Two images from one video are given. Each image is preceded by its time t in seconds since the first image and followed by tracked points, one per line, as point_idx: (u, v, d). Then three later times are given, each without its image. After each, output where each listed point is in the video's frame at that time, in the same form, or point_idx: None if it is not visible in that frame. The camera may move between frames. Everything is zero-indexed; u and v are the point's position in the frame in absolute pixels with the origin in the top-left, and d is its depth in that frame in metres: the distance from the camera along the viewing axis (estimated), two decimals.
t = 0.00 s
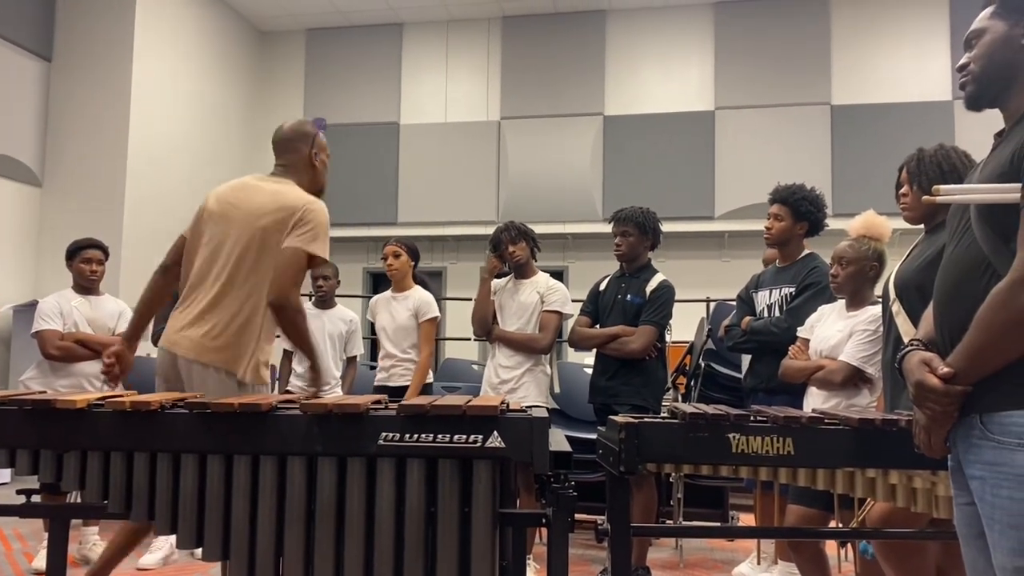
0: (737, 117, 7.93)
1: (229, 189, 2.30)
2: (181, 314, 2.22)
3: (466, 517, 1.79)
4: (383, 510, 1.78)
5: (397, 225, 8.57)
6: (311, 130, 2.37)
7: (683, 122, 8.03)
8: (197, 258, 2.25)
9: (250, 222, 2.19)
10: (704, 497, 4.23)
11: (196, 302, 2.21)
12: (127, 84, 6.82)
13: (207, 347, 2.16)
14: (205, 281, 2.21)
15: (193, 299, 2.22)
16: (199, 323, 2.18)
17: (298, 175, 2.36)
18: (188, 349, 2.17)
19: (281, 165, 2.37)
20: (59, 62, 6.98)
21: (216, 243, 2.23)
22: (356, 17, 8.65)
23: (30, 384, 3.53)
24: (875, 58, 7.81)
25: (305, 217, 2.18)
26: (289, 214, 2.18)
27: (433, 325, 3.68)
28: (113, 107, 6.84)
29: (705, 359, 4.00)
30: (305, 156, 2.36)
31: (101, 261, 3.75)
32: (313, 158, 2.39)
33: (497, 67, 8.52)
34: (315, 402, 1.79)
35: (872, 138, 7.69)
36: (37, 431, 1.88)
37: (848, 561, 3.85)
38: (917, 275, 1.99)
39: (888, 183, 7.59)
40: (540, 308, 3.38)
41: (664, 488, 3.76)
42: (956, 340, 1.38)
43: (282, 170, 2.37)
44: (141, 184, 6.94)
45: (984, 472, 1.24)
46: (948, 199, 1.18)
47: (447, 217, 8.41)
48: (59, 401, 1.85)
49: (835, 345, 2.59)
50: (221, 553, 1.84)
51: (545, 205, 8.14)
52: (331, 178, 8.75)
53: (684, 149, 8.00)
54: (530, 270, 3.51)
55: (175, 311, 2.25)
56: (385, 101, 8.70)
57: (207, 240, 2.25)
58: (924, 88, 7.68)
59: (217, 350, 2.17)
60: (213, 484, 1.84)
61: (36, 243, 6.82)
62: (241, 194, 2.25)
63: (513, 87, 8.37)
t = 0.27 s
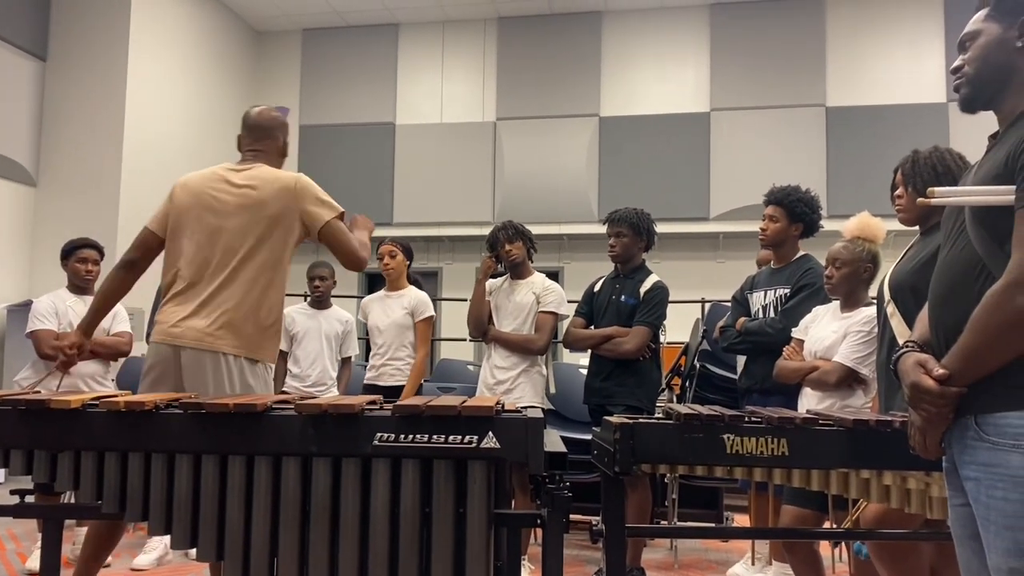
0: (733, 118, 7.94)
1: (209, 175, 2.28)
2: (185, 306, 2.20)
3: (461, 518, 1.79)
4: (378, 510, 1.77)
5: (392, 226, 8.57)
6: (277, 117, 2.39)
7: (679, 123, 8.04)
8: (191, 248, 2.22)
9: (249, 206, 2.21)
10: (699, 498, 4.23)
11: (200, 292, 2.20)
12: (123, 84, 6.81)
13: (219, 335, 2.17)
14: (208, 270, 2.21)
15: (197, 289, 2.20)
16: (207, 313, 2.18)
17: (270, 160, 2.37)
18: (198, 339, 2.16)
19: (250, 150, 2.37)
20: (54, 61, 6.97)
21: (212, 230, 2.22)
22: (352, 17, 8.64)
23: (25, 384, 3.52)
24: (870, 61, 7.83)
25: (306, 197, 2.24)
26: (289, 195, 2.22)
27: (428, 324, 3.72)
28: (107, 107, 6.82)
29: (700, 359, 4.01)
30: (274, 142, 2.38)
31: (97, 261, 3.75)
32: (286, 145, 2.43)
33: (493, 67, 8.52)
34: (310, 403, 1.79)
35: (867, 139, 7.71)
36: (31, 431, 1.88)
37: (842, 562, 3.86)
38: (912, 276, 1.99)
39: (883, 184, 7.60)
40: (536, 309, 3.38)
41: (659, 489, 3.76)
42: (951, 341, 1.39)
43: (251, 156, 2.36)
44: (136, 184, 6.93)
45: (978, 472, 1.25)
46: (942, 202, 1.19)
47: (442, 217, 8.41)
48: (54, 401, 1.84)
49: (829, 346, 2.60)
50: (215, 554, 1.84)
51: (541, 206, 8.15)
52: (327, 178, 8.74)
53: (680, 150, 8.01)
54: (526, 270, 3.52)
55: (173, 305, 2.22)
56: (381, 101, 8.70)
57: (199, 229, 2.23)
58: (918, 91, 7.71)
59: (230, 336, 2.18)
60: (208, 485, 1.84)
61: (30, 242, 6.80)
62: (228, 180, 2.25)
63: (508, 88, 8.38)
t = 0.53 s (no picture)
0: (730, 117, 7.94)
1: (170, 172, 2.20)
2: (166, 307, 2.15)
3: (456, 517, 1.79)
4: (374, 509, 1.77)
5: (389, 225, 8.56)
6: (230, 116, 2.33)
7: (676, 123, 8.04)
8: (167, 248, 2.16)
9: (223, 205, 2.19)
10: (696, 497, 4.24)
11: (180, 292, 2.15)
12: (119, 82, 6.80)
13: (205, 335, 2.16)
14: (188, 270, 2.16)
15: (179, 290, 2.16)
16: (190, 314, 2.15)
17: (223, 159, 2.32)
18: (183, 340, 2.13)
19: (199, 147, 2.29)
20: (49, 59, 6.95)
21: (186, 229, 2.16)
22: (349, 15, 8.63)
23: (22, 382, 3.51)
24: (867, 60, 7.84)
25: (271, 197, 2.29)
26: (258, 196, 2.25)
27: (421, 325, 3.67)
28: (103, 105, 6.81)
29: (697, 359, 4.02)
30: (225, 141, 2.31)
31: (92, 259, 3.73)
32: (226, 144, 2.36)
33: (490, 66, 8.51)
34: (306, 402, 1.79)
35: (864, 139, 7.72)
36: (26, 430, 1.87)
37: (838, 561, 3.86)
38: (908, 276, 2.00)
39: (878, 184, 7.62)
40: (533, 309, 3.38)
41: (655, 488, 3.76)
42: (946, 341, 1.39)
43: (200, 152, 2.28)
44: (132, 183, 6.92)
45: (974, 472, 1.25)
46: (938, 201, 1.20)
47: (439, 216, 8.40)
48: (49, 400, 1.84)
49: (825, 346, 2.60)
50: (211, 553, 1.84)
51: (537, 205, 8.15)
52: (324, 177, 8.74)
53: (676, 150, 8.02)
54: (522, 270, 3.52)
55: (150, 307, 2.15)
56: (377, 99, 8.69)
57: (169, 231, 2.15)
58: (914, 90, 7.72)
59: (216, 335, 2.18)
60: (203, 484, 1.84)
61: (25, 240, 6.79)
62: (196, 177, 2.19)
63: (505, 86, 8.38)
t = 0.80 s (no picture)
0: (728, 117, 7.95)
1: (109, 173, 2.22)
2: (108, 308, 2.19)
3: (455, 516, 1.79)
4: (372, 507, 1.77)
5: (388, 224, 8.56)
6: (170, 110, 2.34)
7: (674, 122, 8.05)
8: (107, 250, 2.19)
9: (161, 205, 2.19)
10: (694, 496, 4.24)
11: (122, 294, 2.19)
12: (118, 81, 6.79)
13: (146, 335, 2.19)
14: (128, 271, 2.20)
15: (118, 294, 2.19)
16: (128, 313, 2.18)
17: (163, 156, 2.32)
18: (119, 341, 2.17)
19: (141, 145, 2.32)
20: (48, 58, 6.94)
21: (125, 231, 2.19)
22: (348, 14, 8.62)
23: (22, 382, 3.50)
24: (866, 60, 7.84)
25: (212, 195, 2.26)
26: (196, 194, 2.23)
27: (420, 325, 3.71)
28: (102, 104, 6.80)
29: (696, 358, 4.02)
30: (164, 135, 2.32)
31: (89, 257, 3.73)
32: (171, 138, 2.33)
33: (489, 65, 8.51)
34: (305, 401, 1.79)
35: (863, 139, 7.72)
36: (25, 429, 1.87)
37: (836, 560, 3.87)
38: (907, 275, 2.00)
39: (877, 184, 7.62)
40: (532, 308, 3.38)
41: (654, 487, 3.76)
42: (943, 341, 1.39)
43: (141, 151, 2.31)
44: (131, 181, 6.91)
45: (971, 472, 1.25)
46: (935, 200, 1.20)
47: (438, 215, 8.40)
48: (47, 399, 1.83)
49: (824, 345, 2.60)
50: (209, 552, 1.84)
51: (536, 204, 8.15)
52: (322, 176, 8.73)
53: (675, 149, 8.02)
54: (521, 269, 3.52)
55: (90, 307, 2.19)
56: (377, 99, 8.68)
57: (107, 231, 2.19)
58: (913, 90, 7.72)
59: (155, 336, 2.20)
60: (202, 483, 1.84)
61: (24, 239, 6.79)
62: (134, 179, 2.21)
63: (504, 85, 8.37)
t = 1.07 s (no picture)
0: (729, 116, 7.94)
1: (69, 173, 2.25)
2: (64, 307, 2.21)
3: (455, 515, 1.80)
4: (372, 506, 1.77)
5: (388, 222, 8.56)
6: (136, 106, 2.33)
7: (675, 121, 8.04)
8: (64, 250, 2.22)
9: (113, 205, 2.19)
10: (694, 495, 4.24)
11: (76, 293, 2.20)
12: (118, 79, 6.79)
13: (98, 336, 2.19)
14: (83, 272, 2.21)
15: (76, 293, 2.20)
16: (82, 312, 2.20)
17: (126, 154, 2.34)
18: (76, 340, 2.18)
19: (111, 143, 2.35)
20: (48, 56, 6.93)
21: (79, 231, 2.20)
22: (348, 13, 8.61)
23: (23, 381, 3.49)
24: (866, 59, 7.84)
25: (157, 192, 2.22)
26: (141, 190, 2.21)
27: (419, 323, 3.71)
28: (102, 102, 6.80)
29: (695, 357, 4.02)
30: (127, 132, 2.33)
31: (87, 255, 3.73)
32: (135, 135, 2.34)
33: (489, 63, 8.50)
34: (305, 400, 1.79)
35: (863, 138, 7.72)
36: (24, 428, 1.87)
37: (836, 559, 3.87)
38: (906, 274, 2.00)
39: (877, 183, 7.62)
40: (531, 306, 3.38)
41: (653, 486, 3.77)
42: (942, 340, 1.39)
43: (108, 149, 2.35)
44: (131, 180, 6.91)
45: (970, 471, 1.25)
46: (934, 200, 1.20)
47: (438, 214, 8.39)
48: (47, 397, 1.83)
49: (824, 345, 2.60)
50: (210, 550, 1.84)
51: (536, 203, 8.15)
52: (322, 175, 8.73)
53: (675, 148, 8.02)
54: (521, 267, 3.52)
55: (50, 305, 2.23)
56: (377, 97, 8.68)
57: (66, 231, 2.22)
58: (913, 90, 7.72)
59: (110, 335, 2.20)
60: (202, 481, 1.84)
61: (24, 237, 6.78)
62: (89, 178, 2.22)
63: (504, 84, 8.37)
